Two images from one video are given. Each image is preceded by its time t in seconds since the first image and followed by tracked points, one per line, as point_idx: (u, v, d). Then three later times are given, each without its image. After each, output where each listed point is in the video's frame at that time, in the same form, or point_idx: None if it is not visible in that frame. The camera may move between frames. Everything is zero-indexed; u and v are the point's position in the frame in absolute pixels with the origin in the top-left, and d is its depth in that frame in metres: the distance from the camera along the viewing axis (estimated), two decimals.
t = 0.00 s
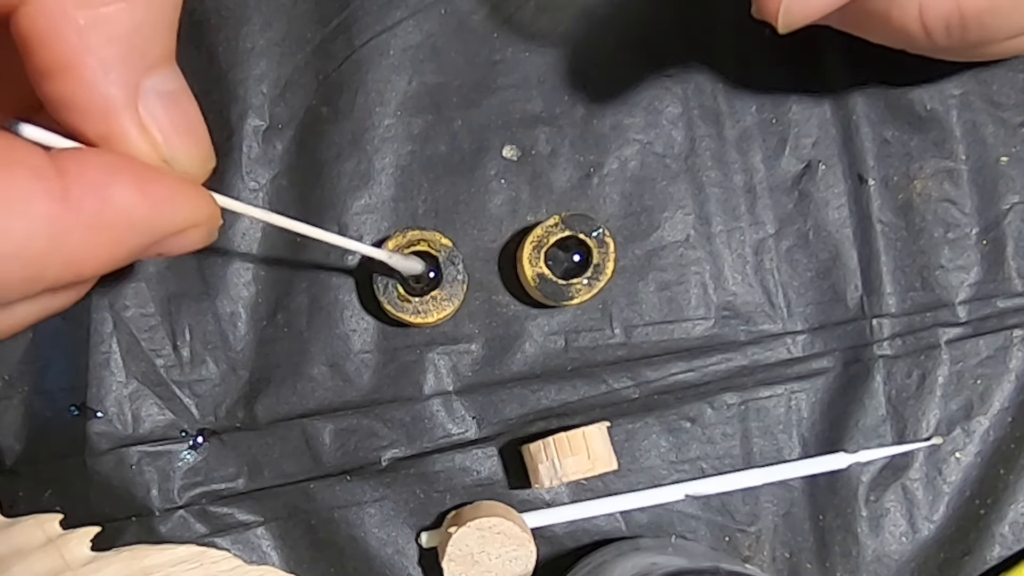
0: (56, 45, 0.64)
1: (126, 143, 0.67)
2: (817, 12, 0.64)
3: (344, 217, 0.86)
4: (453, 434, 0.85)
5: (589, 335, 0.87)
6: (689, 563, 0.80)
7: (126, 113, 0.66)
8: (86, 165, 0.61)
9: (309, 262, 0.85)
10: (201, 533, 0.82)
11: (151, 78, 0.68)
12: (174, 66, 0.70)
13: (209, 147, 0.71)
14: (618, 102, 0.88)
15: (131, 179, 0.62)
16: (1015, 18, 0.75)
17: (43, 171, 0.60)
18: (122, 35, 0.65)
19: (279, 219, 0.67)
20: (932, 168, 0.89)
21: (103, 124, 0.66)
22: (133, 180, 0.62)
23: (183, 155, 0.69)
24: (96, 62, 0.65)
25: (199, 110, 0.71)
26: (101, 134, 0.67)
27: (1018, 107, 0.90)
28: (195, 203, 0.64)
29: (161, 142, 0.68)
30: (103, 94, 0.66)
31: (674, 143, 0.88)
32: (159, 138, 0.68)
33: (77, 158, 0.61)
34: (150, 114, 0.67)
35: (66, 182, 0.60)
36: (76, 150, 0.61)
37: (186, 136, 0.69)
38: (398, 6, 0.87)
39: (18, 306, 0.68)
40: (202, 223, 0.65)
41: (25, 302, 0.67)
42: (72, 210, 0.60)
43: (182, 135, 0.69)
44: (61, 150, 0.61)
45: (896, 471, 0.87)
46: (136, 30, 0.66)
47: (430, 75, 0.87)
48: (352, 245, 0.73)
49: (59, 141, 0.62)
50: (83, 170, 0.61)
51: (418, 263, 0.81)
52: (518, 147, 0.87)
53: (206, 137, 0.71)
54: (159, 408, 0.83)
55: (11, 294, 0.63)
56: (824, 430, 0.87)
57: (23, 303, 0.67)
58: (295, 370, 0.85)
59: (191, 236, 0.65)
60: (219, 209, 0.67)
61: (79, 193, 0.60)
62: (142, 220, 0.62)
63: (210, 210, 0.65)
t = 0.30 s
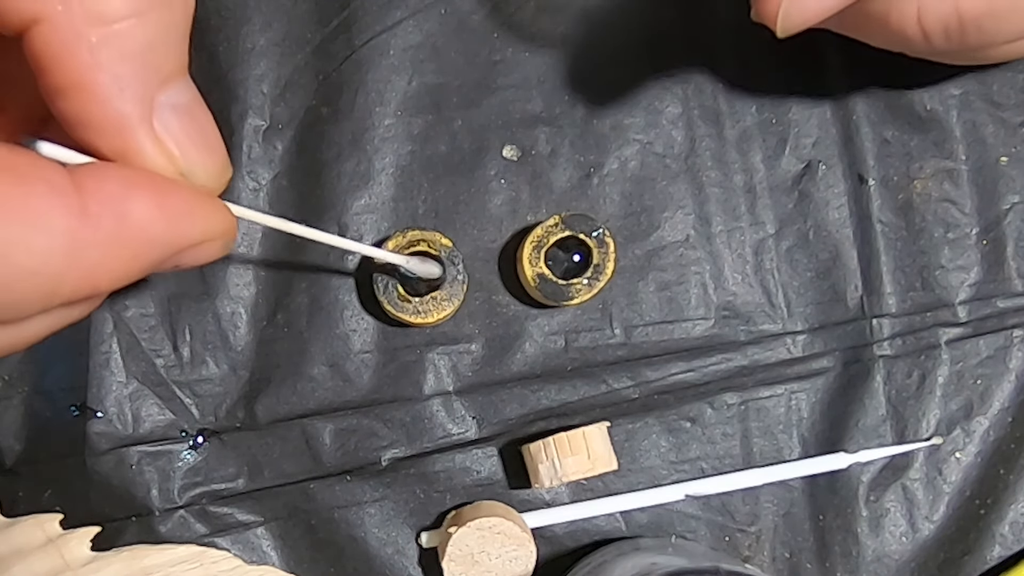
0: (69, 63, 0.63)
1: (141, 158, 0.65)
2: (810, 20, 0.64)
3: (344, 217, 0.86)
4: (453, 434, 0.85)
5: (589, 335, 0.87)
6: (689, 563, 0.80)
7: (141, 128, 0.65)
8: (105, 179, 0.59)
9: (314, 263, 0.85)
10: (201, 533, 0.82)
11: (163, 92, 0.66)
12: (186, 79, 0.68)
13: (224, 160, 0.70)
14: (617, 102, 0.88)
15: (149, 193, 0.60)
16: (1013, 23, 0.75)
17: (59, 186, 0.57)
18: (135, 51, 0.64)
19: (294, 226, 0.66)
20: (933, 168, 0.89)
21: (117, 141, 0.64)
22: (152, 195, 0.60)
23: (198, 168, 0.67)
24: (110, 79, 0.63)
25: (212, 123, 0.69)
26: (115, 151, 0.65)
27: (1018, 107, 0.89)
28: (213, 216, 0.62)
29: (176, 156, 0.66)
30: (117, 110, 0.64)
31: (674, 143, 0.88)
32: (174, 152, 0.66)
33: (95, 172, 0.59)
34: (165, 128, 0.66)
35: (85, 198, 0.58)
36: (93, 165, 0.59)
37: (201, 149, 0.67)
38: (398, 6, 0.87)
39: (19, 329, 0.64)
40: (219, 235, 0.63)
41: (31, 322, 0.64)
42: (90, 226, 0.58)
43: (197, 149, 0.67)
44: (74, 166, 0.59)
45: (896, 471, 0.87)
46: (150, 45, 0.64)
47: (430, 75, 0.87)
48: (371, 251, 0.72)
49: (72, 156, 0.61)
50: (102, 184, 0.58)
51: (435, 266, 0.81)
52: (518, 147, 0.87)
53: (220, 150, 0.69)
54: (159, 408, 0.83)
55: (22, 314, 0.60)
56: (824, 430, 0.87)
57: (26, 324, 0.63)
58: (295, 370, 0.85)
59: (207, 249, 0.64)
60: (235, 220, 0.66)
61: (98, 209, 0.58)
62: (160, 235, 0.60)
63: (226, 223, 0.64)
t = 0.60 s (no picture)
0: (35, 69, 0.63)
1: (116, 160, 0.65)
2: (811, 20, 0.63)
3: (344, 216, 0.86)
4: (453, 434, 0.85)
5: (589, 336, 0.87)
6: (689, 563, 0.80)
7: (114, 130, 0.65)
8: (76, 186, 0.60)
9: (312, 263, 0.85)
10: (201, 533, 0.82)
11: (134, 90, 0.66)
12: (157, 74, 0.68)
13: (202, 154, 0.70)
14: (618, 102, 0.88)
15: (122, 197, 0.61)
16: (1014, 23, 0.75)
17: (30, 196, 0.59)
18: (101, 52, 0.63)
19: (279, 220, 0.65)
20: (933, 168, 0.89)
21: (90, 145, 0.65)
22: (124, 198, 0.61)
23: (174, 164, 0.68)
24: (77, 83, 0.63)
25: (188, 117, 0.70)
26: (89, 155, 0.65)
27: (1018, 107, 0.89)
28: (189, 214, 0.63)
29: (151, 155, 0.66)
30: (88, 113, 0.64)
31: (674, 143, 0.88)
32: (148, 153, 0.66)
33: (66, 179, 0.59)
34: (138, 129, 0.66)
35: (57, 206, 0.59)
36: (66, 171, 0.60)
37: (175, 147, 0.68)
38: (398, 6, 0.87)
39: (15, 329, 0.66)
40: (198, 233, 0.64)
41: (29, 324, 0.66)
42: (63, 233, 0.59)
43: (172, 147, 0.68)
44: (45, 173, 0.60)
45: (896, 471, 0.87)
46: (115, 44, 0.64)
47: (430, 75, 0.87)
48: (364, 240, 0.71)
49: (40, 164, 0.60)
50: (74, 191, 0.59)
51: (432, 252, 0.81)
52: (518, 147, 0.87)
53: (197, 143, 0.70)
54: (159, 408, 0.83)
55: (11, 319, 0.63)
56: (824, 430, 0.87)
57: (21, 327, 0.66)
58: (295, 370, 0.85)
59: (189, 247, 0.64)
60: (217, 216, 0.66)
61: (69, 216, 0.59)
62: (136, 237, 0.61)
63: (205, 220, 0.64)
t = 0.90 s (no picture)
0: None
1: (83, 210, 0.65)
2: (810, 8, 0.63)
3: (344, 217, 0.86)
4: (453, 434, 0.85)
5: (589, 335, 0.87)
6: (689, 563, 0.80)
7: (79, 180, 0.65)
8: (45, 242, 0.59)
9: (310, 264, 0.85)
10: (201, 533, 0.82)
11: (98, 137, 0.66)
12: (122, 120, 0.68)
13: (172, 197, 0.70)
14: (618, 102, 0.88)
15: (91, 248, 0.60)
16: (1011, 17, 0.75)
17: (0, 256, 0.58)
18: (61, 103, 0.63)
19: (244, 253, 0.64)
20: (932, 168, 0.89)
21: (57, 195, 0.65)
22: (94, 250, 0.60)
23: (143, 210, 0.67)
24: (39, 136, 0.63)
25: (155, 162, 0.69)
26: (57, 206, 0.65)
27: (1018, 107, 0.90)
28: (161, 258, 0.62)
29: (118, 202, 0.66)
30: (52, 164, 0.64)
31: (674, 143, 0.88)
32: (115, 200, 0.66)
33: (34, 235, 0.59)
34: (104, 176, 0.66)
35: (26, 262, 0.58)
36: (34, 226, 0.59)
37: (143, 193, 0.67)
38: (398, 6, 0.87)
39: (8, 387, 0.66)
40: (173, 275, 0.63)
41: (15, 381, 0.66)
42: (35, 289, 0.59)
43: (140, 192, 0.67)
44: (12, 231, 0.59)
45: (896, 471, 0.87)
46: (76, 93, 0.64)
47: (430, 75, 0.87)
48: (326, 264, 0.70)
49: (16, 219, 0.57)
50: (42, 246, 0.59)
51: (411, 271, 0.80)
52: (518, 147, 0.87)
53: (166, 187, 0.69)
54: (159, 408, 0.83)
55: None
56: (824, 430, 0.87)
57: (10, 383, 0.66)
58: (295, 370, 0.85)
59: (165, 288, 0.63)
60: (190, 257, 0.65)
61: (40, 271, 0.59)
62: (108, 288, 0.60)
63: (178, 262, 0.63)
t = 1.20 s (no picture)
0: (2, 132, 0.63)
1: (86, 214, 0.65)
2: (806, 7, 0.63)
3: (344, 217, 0.86)
4: (453, 434, 0.85)
5: (589, 335, 0.87)
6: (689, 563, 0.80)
7: (81, 185, 0.65)
8: (49, 246, 0.58)
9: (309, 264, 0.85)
10: (201, 533, 0.82)
11: (100, 143, 0.66)
12: (125, 125, 0.68)
13: (175, 201, 0.69)
14: (617, 102, 0.88)
15: (94, 251, 0.59)
16: (1006, 18, 0.75)
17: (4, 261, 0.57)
18: (62, 109, 0.63)
19: (251, 252, 0.64)
20: (932, 168, 0.89)
21: (59, 201, 0.65)
22: (97, 253, 0.59)
23: (146, 213, 0.67)
24: (41, 141, 0.64)
25: (158, 165, 0.69)
26: (60, 211, 0.65)
27: (1018, 107, 0.90)
28: (166, 260, 0.61)
29: (119, 206, 0.66)
30: (54, 170, 0.64)
31: (674, 143, 0.88)
32: (117, 203, 0.66)
33: (38, 239, 0.58)
34: (106, 180, 0.66)
35: (31, 268, 0.58)
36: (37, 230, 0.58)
37: (146, 196, 0.67)
38: (398, 5, 0.87)
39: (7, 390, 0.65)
40: (177, 276, 0.62)
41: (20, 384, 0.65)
42: (40, 294, 0.58)
43: (142, 195, 0.67)
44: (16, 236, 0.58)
45: (896, 470, 0.88)
46: (76, 101, 0.64)
47: (430, 75, 0.87)
48: (335, 262, 0.70)
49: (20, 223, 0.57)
50: (46, 250, 0.58)
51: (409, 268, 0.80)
52: (518, 147, 0.87)
53: (169, 191, 0.69)
54: (159, 408, 0.83)
55: None
56: (824, 430, 0.87)
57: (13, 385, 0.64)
58: (295, 370, 0.85)
59: (168, 288, 0.62)
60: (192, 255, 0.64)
61: (44, 276, 0.58)
62: (112, 291, 0.60)
63: (182, 262, 0.62)
